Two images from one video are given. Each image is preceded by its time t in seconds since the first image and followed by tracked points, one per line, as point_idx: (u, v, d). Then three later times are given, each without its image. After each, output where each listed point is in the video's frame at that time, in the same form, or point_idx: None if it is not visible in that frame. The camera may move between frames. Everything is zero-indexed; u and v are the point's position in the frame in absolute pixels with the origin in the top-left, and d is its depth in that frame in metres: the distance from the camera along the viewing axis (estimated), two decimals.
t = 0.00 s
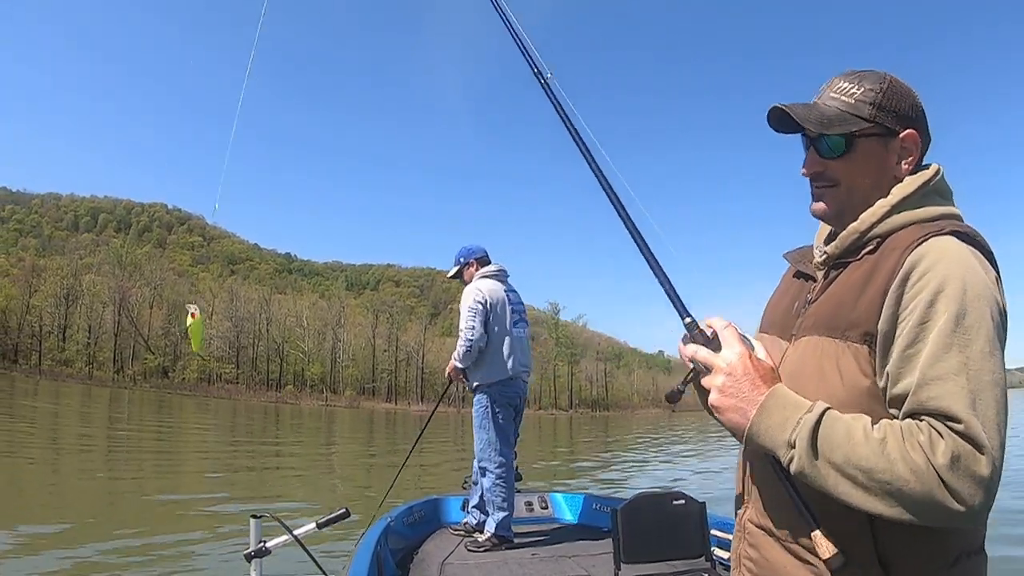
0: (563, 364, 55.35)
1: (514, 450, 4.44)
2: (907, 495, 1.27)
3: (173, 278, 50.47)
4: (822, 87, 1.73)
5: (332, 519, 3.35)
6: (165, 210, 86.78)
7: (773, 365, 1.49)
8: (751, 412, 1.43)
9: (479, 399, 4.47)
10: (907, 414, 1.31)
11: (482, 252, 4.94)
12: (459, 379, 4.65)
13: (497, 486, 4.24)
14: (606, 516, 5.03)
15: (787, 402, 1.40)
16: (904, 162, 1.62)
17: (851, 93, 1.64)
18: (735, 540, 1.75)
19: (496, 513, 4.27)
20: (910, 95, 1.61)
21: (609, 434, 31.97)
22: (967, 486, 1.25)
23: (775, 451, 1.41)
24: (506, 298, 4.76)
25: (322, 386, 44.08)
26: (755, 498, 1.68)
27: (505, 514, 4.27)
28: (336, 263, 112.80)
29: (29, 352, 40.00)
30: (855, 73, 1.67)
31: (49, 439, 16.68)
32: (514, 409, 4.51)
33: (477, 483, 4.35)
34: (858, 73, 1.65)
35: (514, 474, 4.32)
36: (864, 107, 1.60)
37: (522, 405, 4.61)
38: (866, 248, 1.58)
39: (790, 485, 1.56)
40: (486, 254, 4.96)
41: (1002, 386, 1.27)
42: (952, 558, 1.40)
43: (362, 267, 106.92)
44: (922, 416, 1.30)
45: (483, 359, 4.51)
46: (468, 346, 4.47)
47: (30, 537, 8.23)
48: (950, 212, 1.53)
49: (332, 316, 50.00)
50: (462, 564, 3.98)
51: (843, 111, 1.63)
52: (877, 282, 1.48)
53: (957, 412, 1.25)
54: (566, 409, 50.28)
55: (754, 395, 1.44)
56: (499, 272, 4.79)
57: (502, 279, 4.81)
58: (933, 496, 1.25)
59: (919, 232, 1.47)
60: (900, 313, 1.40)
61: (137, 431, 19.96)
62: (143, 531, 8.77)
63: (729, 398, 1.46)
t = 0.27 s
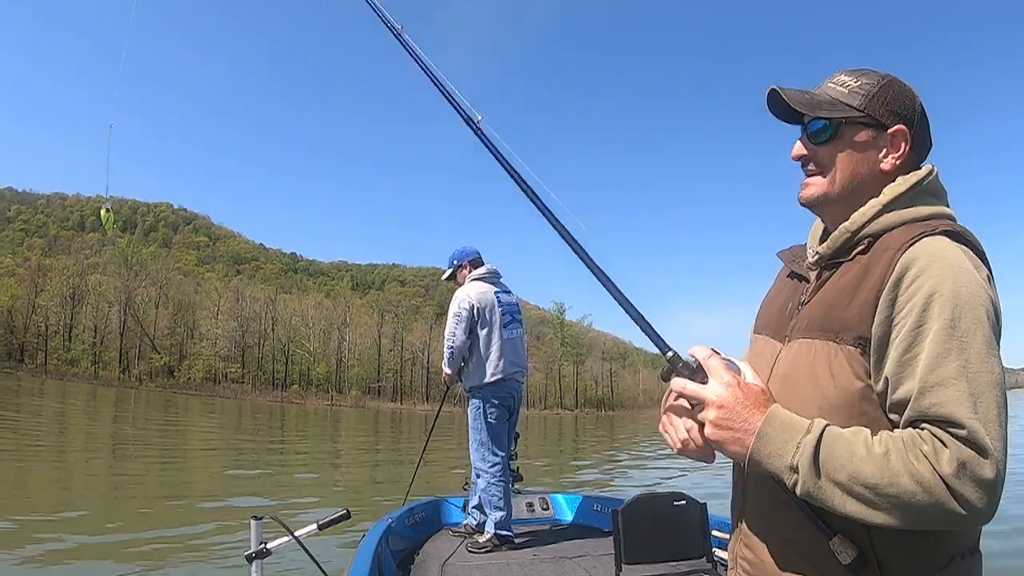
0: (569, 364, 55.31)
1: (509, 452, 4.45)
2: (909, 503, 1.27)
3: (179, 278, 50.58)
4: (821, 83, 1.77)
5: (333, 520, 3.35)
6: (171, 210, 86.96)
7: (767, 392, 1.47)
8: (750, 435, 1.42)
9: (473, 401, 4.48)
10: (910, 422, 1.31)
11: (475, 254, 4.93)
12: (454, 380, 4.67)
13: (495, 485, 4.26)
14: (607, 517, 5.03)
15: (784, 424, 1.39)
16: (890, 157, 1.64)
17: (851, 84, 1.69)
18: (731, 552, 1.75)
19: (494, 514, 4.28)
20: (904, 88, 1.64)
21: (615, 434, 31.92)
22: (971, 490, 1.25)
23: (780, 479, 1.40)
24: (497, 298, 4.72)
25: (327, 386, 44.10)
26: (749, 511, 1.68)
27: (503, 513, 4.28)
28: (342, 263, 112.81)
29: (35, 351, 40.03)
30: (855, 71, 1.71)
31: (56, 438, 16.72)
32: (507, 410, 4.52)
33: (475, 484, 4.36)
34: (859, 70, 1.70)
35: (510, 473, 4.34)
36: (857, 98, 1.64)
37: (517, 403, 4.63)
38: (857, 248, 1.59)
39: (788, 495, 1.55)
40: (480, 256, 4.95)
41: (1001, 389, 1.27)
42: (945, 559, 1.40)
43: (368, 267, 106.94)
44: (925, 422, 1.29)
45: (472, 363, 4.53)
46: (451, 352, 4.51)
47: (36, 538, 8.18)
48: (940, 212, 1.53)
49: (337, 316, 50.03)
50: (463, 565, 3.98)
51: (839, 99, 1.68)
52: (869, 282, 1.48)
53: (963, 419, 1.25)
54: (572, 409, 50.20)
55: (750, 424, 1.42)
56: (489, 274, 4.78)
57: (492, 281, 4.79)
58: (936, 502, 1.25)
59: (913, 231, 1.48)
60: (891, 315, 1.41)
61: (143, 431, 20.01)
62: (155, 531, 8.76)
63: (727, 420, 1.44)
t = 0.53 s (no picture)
0: (574, 363, 55.32)
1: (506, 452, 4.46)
2: (927, 499, 1.27)
3: (185, 277, 50.66)
4: (820, 82, 1.78)
5: (334, 520, 3.35)
6: (176, 210, 87.06)
7: (775, 408, 1.45)
8: (765, 444, 1.40)
9: (472, 398, 4.50)
10: (929, 418, 1.30)
11: (473, 255, 4.91)
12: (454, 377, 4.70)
13: (494, 483, 4.26)
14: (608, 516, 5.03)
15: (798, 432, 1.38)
16: (882, 153, 1.64)
17: (852, 85, 1.69)
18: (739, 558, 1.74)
19: (494, 512, 4.28)
20: (902, 86, 1.65)
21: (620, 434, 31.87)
22: (996, 481, 1.24)
23: (796, 488, 1.39)
24: (494, 299, 4.71)
25: (332, 386, 44.12)
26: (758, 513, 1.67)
27: (502, 512, 4.29)
28: (347, 263, 112.85)
29: (41, 350, 40.11)
30: (856, 70, 1.72)
31: (61, 437, 16.76)
32: (507, 409, 4.54)
33: (474, 483, 4.36)
34: (861, 70, 1.71)
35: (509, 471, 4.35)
36: (855, 100, 1.65)
37: (515, 402, 4.65)
38: (856, 243, 1.59)
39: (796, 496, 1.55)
40: (478, 256, 4.92)
41: (1014, 381, 1.27)
42: (959, 554, 1.40)
43: (373, 267, 106.95)
44: (944, 416, 1.29)
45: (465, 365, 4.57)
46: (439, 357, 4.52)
47: (44, 538, 8.15)
48: (939, 208, 1.53)
49: (343, 316, 50.06)
50: (464, 565, 3.98)
51: (840, 101, 1.68)
52: (870, 278, 1.48)
53: (984, 410, 1.24)
54: (577, 408, 50.16)
55: (767, 444, 1.40)
56: (487, 275, 4.78)
57: (489, 282, 4.79)
58: (954, 496, 1.25)
59: (916, 225, 1.48)
60: (893, 313, 1.41)
61: (149, 430, 20.01)
62: (164, 531, 8.76)
63: (738, 428, 1.42)
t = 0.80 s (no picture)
0: (579, 364, 55.39)
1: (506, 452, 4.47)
2: (927, 496, 1.26)
3: (190, 277, 50.72)
4: (819, 86, 1.78)
5: (333, 519, 3.35)
6: (181, 209, 87.12)
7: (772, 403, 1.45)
8: (761, 440, 1.39)
9: (471, 398, 4.50)
10: (926, 414, 1.30)
11: (473, 256, 4.92)
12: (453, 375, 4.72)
13: (494, 482, 4.26)
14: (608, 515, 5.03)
15: (798, 426, 1.37)
16: (884, 154, 1.64)
17: (850, 90, 1.70)
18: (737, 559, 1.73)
19: (493, 511, 4.29)
20: (902, 90, 1.65)
21: (625, 434, 31.85)
22: (994, 479, 1.23)
23: (796, 481, 1.38)
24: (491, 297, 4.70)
25: (338, 385, 44.16)
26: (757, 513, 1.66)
27: (502, 510, 4.29)
28: (352, 263, 112.87)
29: (46, 350, 40.21)
30: (856, 74, 1.72)
31: (67, 436, 16.81)
32: (507, 409, 4.55)
33: (474, 481, 4.36)
34: (859, 75, 1.71)
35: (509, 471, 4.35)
36: (854, 103, 1.66)
37: (515, 399, 4.65)
38: (859, 245, 1.58)
39: (798, 494, 1.54)
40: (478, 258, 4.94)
41: (1012, 379, 1.27)
42: (957, 553, 1.39)
43: (379, 266, 106.98)
44: (943, 414, 1.28)
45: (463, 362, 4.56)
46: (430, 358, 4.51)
47: (48, 539, 8.10)
48: (942, 208, 1.53)
49: (348, 315, 50.07)
50: (464, 564, 3.98)
51: (839, 104, 1.69)
52: (872, 279, 1.48)
53: (984, 409, 1.23)
54: (582, 409, 50.12)
55: (763, 440, 1.39)
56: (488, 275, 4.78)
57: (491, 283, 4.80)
58: (952, 493, 1.24)
59: (917, 226, 1.47)
60: (894, 314, 1.41)
61: (154, 429, 20.06)
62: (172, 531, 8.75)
63: (733, 425, 1.42)
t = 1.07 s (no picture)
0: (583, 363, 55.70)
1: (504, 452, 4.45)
2: (911, 496, 1.26)
3: (196, 277, 50.90)
4: (818, 90, 1.78)
5: (334, 517, 3.35)
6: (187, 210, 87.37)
7: (762, 398, 1.46)
8: (745, 436, 1.40)
9: (471, 397, 4.49)
10: (908, 413, 1.30)
11: (472, 256, 4.95)
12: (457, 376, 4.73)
13: (494, 482, 4.27)
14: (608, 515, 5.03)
15: (784, 421, 1.38)
16: (881, 157, 1.64)
17: (846, 93, 1.70)
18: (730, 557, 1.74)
19: (493, 510, 4.29)
20: (901, 91, 1.65)
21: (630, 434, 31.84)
22: (967, 482, 1.24)
23: (782, 475, 1.39)
24: (493, 296, 4.72)
25: (343, 386, 44.28)
26: (748, 510, 1.67)
27: (502, 510, 4.29)
28: (358, 263, 113.04)
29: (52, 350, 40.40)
30: (852, 76, 1.72)
31: (74, 436, 16.93)
32: (508, 408, 4.54)
33: (475, 480, 4.37)
34: (855, 78, 1.71)
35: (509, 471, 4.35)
36: (851, 105, 1.66)
37: (515, 400, 4.60)
38: (855, 246, 1.58)
39: (791, 492, 1.55)
40: (477, 258, 4.97)
41: (1000, 382, 1.27)
42: (948, 558, 1.39)
43: (385, 266, 107.10)
44: (924, 414, 1.29)
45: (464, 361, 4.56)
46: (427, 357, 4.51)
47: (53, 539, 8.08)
48: (940, 210, 1.52)
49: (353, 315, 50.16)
50: (463, 563, 3.98)
51: (836, 106, 1.69)
52: (869, 278, 1.48)
53: (960, 412, 1.24)
54: (587, 409, 50.13)
55: (748, 433, 1.40)
56: (489, 274, 4.81)
57: (491, 282, 4.82)
58: (932, 495, 1.25)
59: (913, 229, 1.47)
60: (890, 320, 1.41)
61: (160, 429, 20.17)
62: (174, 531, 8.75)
63: (726, 419, 1.42)
